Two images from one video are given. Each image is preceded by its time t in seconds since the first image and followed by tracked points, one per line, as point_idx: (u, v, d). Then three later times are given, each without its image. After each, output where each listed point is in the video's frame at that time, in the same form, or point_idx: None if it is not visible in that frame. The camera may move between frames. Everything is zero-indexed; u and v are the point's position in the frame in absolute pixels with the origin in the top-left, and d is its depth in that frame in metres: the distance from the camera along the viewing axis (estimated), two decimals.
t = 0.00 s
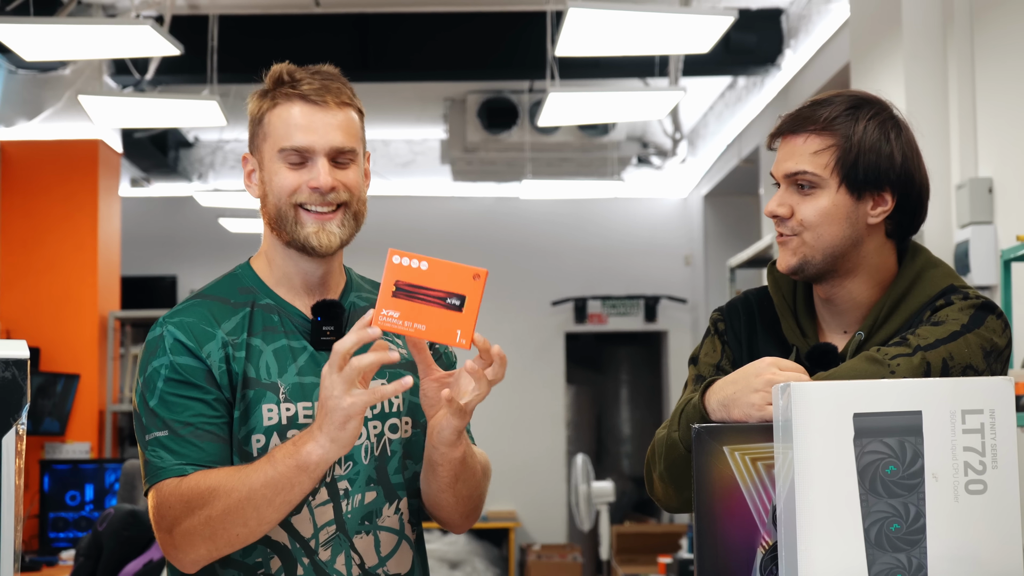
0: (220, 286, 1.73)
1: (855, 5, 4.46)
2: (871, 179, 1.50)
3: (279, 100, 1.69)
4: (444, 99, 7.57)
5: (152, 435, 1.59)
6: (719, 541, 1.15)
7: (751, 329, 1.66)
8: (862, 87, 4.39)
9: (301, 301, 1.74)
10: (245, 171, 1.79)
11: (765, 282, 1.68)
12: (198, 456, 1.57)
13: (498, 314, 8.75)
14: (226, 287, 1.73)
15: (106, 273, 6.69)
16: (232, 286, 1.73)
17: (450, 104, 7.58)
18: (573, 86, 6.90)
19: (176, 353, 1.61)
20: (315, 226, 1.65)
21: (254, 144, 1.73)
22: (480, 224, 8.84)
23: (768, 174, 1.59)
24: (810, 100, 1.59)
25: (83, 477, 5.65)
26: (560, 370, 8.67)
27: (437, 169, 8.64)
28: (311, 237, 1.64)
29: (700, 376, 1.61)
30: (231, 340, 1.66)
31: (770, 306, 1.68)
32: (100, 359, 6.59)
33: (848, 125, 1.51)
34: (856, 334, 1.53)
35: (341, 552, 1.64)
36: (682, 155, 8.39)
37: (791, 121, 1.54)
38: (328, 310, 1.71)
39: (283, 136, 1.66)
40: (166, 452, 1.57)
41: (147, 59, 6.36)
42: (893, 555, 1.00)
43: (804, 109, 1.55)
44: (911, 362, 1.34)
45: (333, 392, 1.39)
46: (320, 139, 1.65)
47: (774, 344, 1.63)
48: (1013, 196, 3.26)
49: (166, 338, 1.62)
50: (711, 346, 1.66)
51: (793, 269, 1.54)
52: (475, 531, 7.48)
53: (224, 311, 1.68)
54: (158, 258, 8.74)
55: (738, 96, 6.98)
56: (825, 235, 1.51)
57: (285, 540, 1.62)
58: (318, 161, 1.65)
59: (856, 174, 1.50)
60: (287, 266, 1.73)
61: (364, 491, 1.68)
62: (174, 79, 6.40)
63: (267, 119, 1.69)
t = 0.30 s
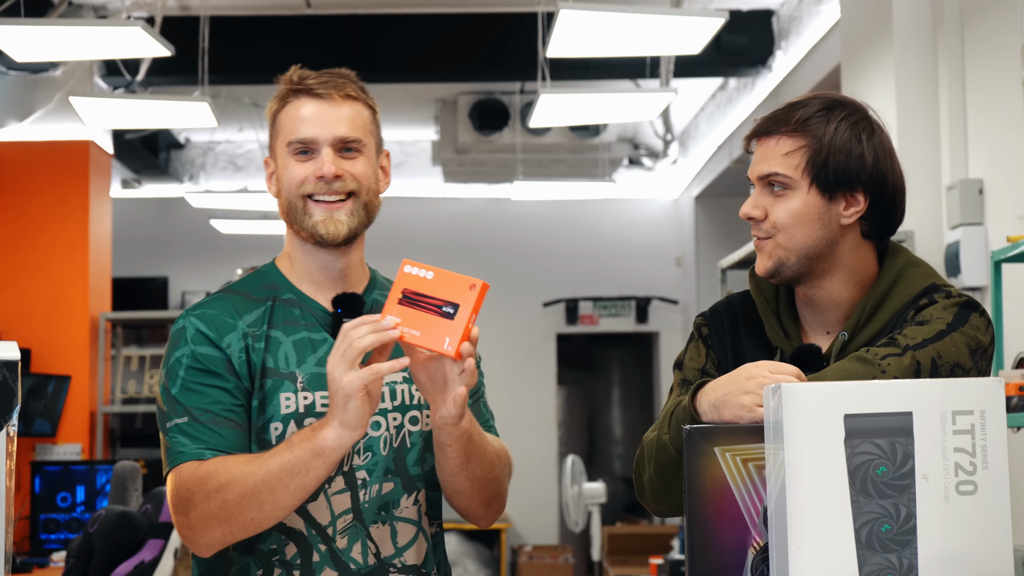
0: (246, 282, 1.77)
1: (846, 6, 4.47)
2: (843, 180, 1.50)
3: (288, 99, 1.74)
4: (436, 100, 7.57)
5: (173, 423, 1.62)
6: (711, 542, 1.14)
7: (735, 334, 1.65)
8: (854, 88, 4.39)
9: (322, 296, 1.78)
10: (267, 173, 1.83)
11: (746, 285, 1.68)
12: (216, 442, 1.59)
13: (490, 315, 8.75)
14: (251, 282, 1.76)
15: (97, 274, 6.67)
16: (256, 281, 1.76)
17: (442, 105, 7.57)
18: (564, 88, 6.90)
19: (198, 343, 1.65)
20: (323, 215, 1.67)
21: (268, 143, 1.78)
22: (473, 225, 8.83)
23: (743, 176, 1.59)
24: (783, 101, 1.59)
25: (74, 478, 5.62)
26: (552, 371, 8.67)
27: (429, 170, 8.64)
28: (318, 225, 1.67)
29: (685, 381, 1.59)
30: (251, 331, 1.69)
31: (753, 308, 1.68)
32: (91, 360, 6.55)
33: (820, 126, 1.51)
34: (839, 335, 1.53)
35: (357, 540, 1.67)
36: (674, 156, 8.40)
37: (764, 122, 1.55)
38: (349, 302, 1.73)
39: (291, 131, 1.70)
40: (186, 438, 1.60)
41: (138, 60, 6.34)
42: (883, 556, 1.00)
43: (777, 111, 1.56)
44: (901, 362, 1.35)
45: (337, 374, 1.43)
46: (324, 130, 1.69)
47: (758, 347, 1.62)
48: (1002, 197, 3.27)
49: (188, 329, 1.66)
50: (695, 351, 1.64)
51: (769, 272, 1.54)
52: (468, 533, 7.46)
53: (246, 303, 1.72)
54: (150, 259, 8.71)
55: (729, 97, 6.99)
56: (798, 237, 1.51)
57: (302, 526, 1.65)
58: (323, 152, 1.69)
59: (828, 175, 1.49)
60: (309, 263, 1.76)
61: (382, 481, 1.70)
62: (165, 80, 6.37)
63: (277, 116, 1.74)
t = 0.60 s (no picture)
0: (287, 275, 1.71)
1: (838, 7, 4.48)
2: (821, 179, 1.50)
3: (376, 109, 1.65)
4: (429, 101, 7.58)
5: (192, 408, 1.56)
6: (704, 543, 1.14)
7: (720, 334, 1.66)
8: (847, 90, 4.40)
9: (360, 298, 1.71)
10: (329, 171, 1.75)
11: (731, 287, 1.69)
12: (232, 436, 1.54)
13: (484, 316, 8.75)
14: (292, 277, 1.70)
15: (91, 275, 6.65)
16: (298, 277, 1.70)
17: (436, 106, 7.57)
18: (558, 88, 6.90)
19: (230, 333, 1.58)
20: (399, 239, 1.61)
21: (345, 147, 1.70)
22: (467, 226, 8.83)
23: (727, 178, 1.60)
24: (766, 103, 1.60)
25: (67, 479, 5.60)
26: (546, 372, 8.66)
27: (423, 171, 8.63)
28: (395, 250, 1.61)
29: (672, 380, 1.60)
30: (285, 330, 1.63)
31: (738, 309, 1.68)
32: (85, 361, 6.52)
33: (801, 127, 1.51)
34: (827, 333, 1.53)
35: (365, 548, 1.60)
36: (668, 157, 8.41)
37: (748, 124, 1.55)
38: (384, 311, 1.64)
39: (379, 147, 1.63)
40: (204, 426, 1.55)
41: (132, 61, 6.33)
42: (877, 556, 0.99)
43: (759, 113, 1.57)
44: (895, 361, 1.35)
45: (364, 398, 1.37)
46: (416, 154, 1.62)
47: (744, 347, 1.63)
48: (995, 198, 3.28)
49: (223, 318, 1.60)
50: (681, 351, 1.65)
51: (751, 271, 1.55)
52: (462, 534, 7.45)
53: (283, 300, 1.66)
54: (143, 260, 8.69)
55: (723, 98, 7.00)
56: (779, 236, 1.51)
57: (312, 527, 1.58)
58: (411, 176, 1.62)
59: (808, 175, 1.50)
60: (361, 271, 1.69)
61: (393, 492, 1.63)
62: (159, 81, 6.36)
63: (363, 126, 1.66)
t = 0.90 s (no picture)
0: (261, 278, 1.67)
1: (834, 8, 4.49)
2: (829, 179, 1.52)
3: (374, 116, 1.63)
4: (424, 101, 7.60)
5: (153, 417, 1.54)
6: (699, 543, 1.14)
7: (712, 336, 1.65)
8: (842, 90, 4.41)
9: (335, 300, 1.67)
10: (312, 175, 1.70)
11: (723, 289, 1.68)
12: (191, 448, 1.51)
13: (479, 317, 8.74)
14: (265, 279, 1.66)
15: (86, 275, 6.63)
16: (272, 279, 1.66)
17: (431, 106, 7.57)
18: (554, 89, 6.90)
19: (195, 340, 1.55)
20: (398, 247, 1.59)
21: (335, 153, 1.65)
22: (463, 226, 8.83)
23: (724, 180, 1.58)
24: (760, 104, 1.60)
25: (62, 479, 5.58)
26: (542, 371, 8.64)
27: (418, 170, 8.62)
28: (394, 259, 1.59)
29: (663, 384, 1.61)
30: (255, 335, 1.59)
31: (729, 311, 1.68)
32: (80, 361, 6.50)
33: (804, 127, 1.52)
34: (820, 333, 1.53)
35: (343, 550, 1.56)
36: (663, 157, 8.40)
37: (748, 125, 1.54)
38: (359, 310, 1.63)
39: (378, 156, 1.60)
40: (161, 436, 1.52)
41: (127, 60, 6.32)
42: (872, 556, 0.99)
43: (757, 114, 1.56)
44: (891, 361, 1.36)
45: (295, 430, 1.35)
46: (416, 163, 1.60)
47: (736, 348, 1.62)
48: (990, 199, 3.28)
49: (190, 324, 1.56)
50: (673, 354, 1.65)
51: (755, 273, 1.54)
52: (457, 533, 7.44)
53: (255, 304, 1.62)
54: (139, 260, 8.67)
55: (718, 98, 7.00)
56: (787, 237, 1.51)
57: (290, 531, 1.55)
58: (411, 185, 1.60)
59: (814, 175, 1.51)
60: (344, 273, 1.66)
61: (372, 493, 1.59)
62: (154, 81, 6.35)
63: (359, 134, 1.63)
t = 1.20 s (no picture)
0: (184, 282, 1.64)
1: (831, 7, 4.49)
2: (832, 174, 1.53)
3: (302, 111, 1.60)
4: (422, 101, 7.56)
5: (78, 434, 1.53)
6: (696, 543, 1.14)
7: (704, 336, 1.64)
8: (839, 90, 4.41)
9: (261, 300, 1.63)
10: (237, 176, 1.65)
11: (715, 290, 1.68)
12: (117, 465, 1.50)
13: (476, 317, 8.74)
14: (189, 282, 1.63)
15: (82, 275, 6.62)
16: (196, 282, 1.63)
17: (427, 106, 7.56)
18: (551, 89, 6.91)
19: (114, 354, 1.52)
20: (337, 243, 1.58)
21: (264, 152, 1.62)
22: (459, 227, 8.83)
23: (722, 178, 1.58)
24: (754, 104, 1.61)
25: (59, 480, 5.57)
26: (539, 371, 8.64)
27: (415, 171, 8.61)
28: (334, 254, 1.57)
29: (655, 384, 1.60)
30: (176, 343, 1.56)
31: (722, 312, 1.68)
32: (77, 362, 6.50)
33: (802, 124, 1.53)
34: (814, 332, 1.54)
35: (282, 557, 1.52)
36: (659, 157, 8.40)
37: (748, 122, 1.54)
38: (284, 308, 1.60)
39: (312, 152, 1.58)
40: (87, 456, 1.51)
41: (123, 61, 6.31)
42: (869, 556, 0.99)
43: (754, 112, 1.56)
44: (886, 361, 1.36)
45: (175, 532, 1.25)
46: (351, 157, 1.59)
47: (728, 347, 1.61)
48: (987, 199, 3.28)
49: (110, 337, 1.53)
50: (664, 355, 1.64)
51: (758, 271, 1.52)
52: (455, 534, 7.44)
53: (177, 310, 1.59)
54: (136, 260, 8.67)
55: (715, 99, 7.01)
56: (791, 233, 1.50)
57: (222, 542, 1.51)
58: (347, 179, 1.59)
59: (817, 169, 1.51)
60: (269, 270, 1.62)
61: (311, 496, 1.55)
62: (151, 81, 6.35)
63: (290, 130, 1.59)
